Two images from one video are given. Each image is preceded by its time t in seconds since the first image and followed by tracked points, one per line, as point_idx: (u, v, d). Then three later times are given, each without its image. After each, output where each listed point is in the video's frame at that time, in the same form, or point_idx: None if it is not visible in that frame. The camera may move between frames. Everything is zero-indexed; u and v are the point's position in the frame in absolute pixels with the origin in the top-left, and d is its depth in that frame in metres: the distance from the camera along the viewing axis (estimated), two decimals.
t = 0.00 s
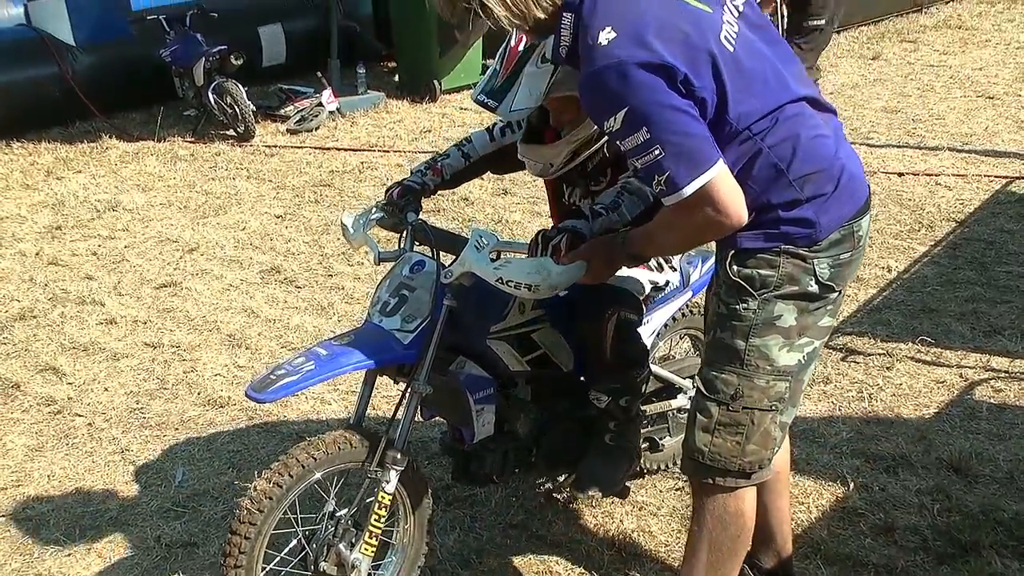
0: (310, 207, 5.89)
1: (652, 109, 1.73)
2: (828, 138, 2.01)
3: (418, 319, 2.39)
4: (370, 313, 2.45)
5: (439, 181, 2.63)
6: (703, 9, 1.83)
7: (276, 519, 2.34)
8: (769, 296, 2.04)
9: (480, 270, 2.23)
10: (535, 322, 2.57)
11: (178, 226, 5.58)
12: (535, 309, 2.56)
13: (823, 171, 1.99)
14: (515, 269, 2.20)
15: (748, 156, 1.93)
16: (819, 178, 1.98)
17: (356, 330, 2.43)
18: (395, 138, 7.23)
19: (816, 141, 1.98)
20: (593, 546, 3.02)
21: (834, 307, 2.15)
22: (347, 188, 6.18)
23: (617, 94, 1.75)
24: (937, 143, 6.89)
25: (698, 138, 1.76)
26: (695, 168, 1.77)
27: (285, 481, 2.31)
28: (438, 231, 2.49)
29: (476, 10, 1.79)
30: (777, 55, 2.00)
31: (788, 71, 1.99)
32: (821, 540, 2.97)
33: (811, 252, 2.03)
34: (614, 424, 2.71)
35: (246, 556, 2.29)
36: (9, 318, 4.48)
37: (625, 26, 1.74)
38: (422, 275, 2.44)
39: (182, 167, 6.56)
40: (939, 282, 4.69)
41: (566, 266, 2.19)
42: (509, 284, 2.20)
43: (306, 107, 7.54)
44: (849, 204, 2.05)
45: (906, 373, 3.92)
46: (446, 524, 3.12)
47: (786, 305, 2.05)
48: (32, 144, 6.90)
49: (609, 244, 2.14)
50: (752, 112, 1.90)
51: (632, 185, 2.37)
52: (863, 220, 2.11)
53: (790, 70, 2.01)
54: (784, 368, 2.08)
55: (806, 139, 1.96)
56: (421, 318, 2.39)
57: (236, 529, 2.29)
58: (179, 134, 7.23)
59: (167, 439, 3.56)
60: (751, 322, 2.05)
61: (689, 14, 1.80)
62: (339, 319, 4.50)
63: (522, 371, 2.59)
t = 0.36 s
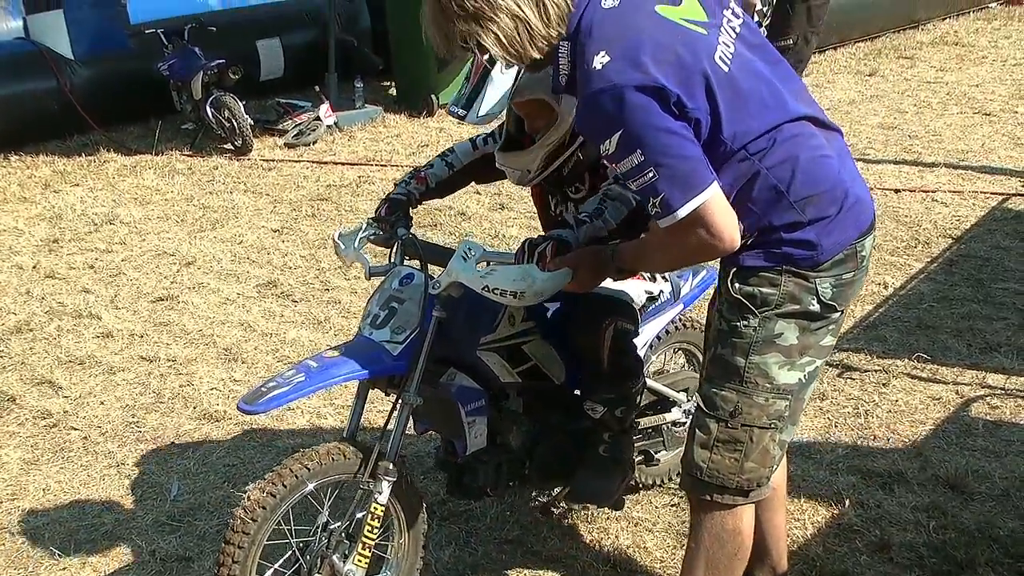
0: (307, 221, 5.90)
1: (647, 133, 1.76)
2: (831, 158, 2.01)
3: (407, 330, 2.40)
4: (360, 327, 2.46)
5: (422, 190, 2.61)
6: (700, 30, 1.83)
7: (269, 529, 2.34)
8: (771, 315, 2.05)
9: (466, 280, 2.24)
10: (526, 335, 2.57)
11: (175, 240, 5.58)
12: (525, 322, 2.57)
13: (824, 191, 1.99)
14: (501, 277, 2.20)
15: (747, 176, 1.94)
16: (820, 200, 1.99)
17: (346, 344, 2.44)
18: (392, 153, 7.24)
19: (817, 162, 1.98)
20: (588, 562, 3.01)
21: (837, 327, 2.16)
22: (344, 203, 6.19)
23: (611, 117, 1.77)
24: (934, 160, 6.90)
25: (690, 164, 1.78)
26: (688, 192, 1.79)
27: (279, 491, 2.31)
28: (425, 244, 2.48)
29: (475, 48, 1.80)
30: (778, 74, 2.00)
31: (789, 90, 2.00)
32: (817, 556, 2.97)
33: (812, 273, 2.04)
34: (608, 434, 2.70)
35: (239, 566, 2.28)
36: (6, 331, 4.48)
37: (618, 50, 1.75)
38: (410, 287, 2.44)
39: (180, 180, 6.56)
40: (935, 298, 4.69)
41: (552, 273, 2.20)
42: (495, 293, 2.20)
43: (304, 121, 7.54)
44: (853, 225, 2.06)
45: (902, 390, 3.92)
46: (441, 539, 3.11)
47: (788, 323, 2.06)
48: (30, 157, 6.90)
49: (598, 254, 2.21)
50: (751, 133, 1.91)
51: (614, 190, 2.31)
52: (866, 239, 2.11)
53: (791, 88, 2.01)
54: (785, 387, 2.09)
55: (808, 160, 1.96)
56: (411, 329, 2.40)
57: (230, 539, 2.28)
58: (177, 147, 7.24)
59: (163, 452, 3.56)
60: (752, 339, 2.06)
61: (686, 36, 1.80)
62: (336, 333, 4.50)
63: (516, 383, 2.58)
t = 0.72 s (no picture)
0: (310, 228, 5.90)
1: (642, 150, 1.76)
2: (835, 170, 2.00)
3: (385, 330, 2.42)
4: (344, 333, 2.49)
5: (418, 215, 2.63)
6: (698, 45, 1.84)
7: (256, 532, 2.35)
8: (774, 327, 2.05)
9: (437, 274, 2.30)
10: (507, 337, 2.60)
11: (178, 247, 5.59)
12: (506, 324, 2.60)
13: (829, 205, 1.97)
14: (466, 267, 2.26)
15: (748, 191, 1.93)
16: (825, 212, 1.97)
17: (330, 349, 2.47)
18: (396, 160, 7.25)
19: (821, 174, 1.96)
20: (588, 571, 3.01)
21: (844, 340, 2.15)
22: (348, 210, 6.19)
23: (605, 133, 1.77)
24: (937, 170, 6.91)
25: (683, 182, 1.79)
26: (679, 210, 1.80)
27: (262, 492, 2.32)
28: (404, 249, 2.48)
29: (475, 66, 1.85)
30: (779, 87, 1.99)
31: (791, 102, 1.99)
32: (818, 568, 2.97)
33: (817, 285, 2.02)
34: (597, 434, 2.70)
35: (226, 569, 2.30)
36: (8, 336, 4.48)
37: (616, 65, 1.76)
38: (388, 289, 2.48)
39: (184, 187, 6.57)
40: (938, 309, 4.69)
41: (516, 261, 2.23)
42: (462, 283, 2.26)
43: (308, 129, 7.55)
44: (859, 238, 2.04)
45: (904, 401, 3.91)
46: (441, 548, 3.11)
47: (792, 336, 2.06)
48: (33, 163, 6.92)
49: (567, 249, 2.21)
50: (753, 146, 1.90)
51: (591, 197, 2.40)
52: (873, 252, 2.09)
53: (793, 100, 2.00)
54: (788, 400, 2.09)
55: (812, 172, 1.95)
56: (388, 329, 2.42)
57: (216, 542, 2.30)
58: (181, 154, 7.25)
59: (164, 459, 3.56)
60: (755, 351, 2.06)
61: (682, 50, 1.81)
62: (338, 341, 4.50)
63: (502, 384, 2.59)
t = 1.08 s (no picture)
0: (322, 235, 5.91)
1: (635, 157, 1.77)
2: (837, 176, 1.99)
3: (381, 342, 2.41)
4: (340, 344, 2.47)
5: (416, 224, 2.66)
6: (695, 54, 1.84)
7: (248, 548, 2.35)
8: (774, 335, 2.03)
9: (434, 285, 2.27)
10: (505, 349, 2.58)
11: (191, 252, 5.60)
12: (503, 336, 2.58)
13: (830, 210, 1.97)
14: (466, 279, 2.21)
15: (746, 199, 1.93)
16: (825, 217, 1.96)
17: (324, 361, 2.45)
18: (408, 168, 7.26)
19: (823, 180, 1.96)
20: None
21: (846, 349, 2.14)
22: (360, 217, 6.20)
23: (598, 141, 1.78)
24: (950, 181, 6.89)
25: (677, 191, 1.80)
26: (672, 218, 1.80)
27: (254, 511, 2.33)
28: (400, 261, 2.50)
29: (472, 63, 1.86)
30: (780, 93, 1.99)
31: (793, 108, 1.98)
32: None
33: (819, 290, 2.01)
34: (594, 449, 2.70)
35: None
36: (21, 341, 4.50)
37: (609, 73, 1.76)
38: (384, 301, 2.46)
39: (197, 193, 6.59)
40: (950, 321, 4.68)
41: (515, 274, 2.20)
42: (460, 295, 2.22)
43: (321, 135, 7.56)
44: (862, 243, 2.02)
45: (916, 412, 3.90)
46: (450, 557, 3.11)
47: (792, 344, 2.04)
48: (48, 168, 6.95)
49: (564, 262, 2.19)
50: (751, 152, 1.90)
51: (588, 205, 2.33)
52: (877, 259, 2.08)
53: (794, 106, 2.00)
54: (789, 410, 2.07)
55: (813, 178, 1.94)
56: (384, 341, 2.41)
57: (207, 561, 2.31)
58: (194, 160, 7.27)
59: (175, 465, 3.56)
60: (756, 360, 2.05)
61: (678, 58, 1.81)
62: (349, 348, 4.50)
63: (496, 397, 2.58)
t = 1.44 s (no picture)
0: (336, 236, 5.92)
1: (608, 144, 1.79)
2: (815, 195, 2.02)
3: (331, 372, 2.35)
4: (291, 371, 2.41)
5: (369, 229, 2.64)
6: (683, 50, 1.90)
7: None
8: (738, 362, 2.06)
9: (385, 317, 2.22)
10: (467, 375, 2.58)
11: (205, 254, 5.62)
12: (465, 363, 2.58)
13: (806, 227, 1.99)
14: (417, 315, 2.17)
15: (721, 205, 1.95)
16: (801, 233, 1.99)
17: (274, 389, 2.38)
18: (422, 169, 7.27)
19: (800, 197, 1.99)
20: None
21: (816, 378, 2.17)
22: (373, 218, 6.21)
23: (573, 124, 1.80)
24: (965, 182, 6.86)
25: (646, 185, 1.81)
26: (637, 216, 1.81)
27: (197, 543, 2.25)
28: (356, 283, 2.43)
29: (467, 27, 1.85)
30: (765, 104, 2.03)
31: (777, 122, 2.02)
32: None
33: (791, 316, 2.04)
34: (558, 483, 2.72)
35: None
36: (36, 341, 4.52)
37: (591, 59, 1.80)
38: (337, 328, 2.41)
39: (210, 195, 6.60)
40: (965, 322, 4.66)
41: (469, 311, 2.16)
42: (410, 331, 2.17)
43: (334, 137, 7.57)
44: (839, 268, 2.05)
45: (931, 414, 3.88)
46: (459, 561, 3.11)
47: (757, 371, 2.08)
48: (61, 169, 6.98)
49: (524, 293, 2.17)
50: (728, 159, 1.93)
51: (549, 229, 2.19)
52: (856, 287, 2.11)
53: (779, 120, 2.04)
54: (749, 438, 2.11)
55: (789, 193, 1.97)
56: (334, 372, 2.34)
57: None
58: (209, 161, 7.29)
59: (189, 466, 3.57)
60: (719, 387, 2.08)
61: (662, 53, 1.85)
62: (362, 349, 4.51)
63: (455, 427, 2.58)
